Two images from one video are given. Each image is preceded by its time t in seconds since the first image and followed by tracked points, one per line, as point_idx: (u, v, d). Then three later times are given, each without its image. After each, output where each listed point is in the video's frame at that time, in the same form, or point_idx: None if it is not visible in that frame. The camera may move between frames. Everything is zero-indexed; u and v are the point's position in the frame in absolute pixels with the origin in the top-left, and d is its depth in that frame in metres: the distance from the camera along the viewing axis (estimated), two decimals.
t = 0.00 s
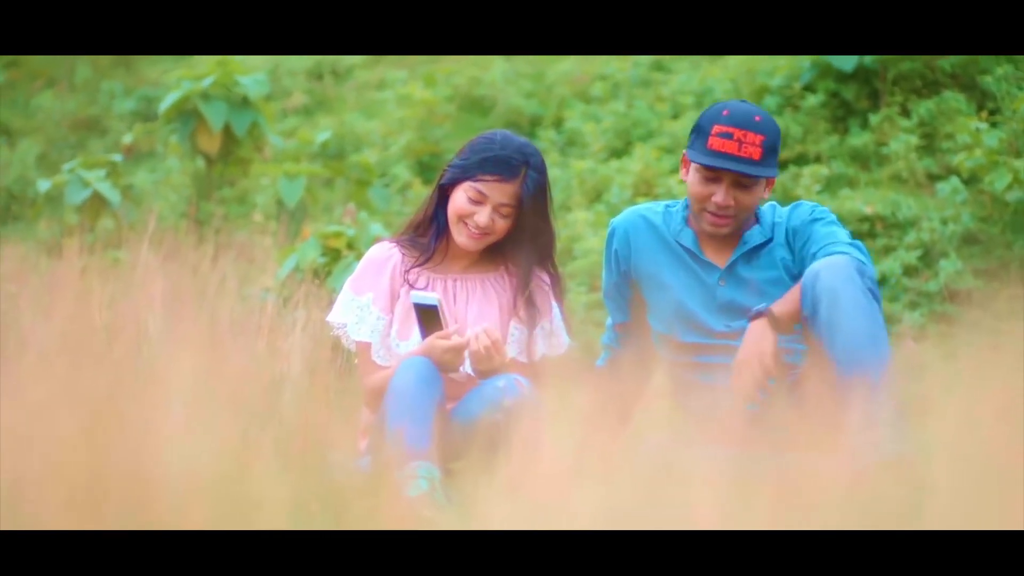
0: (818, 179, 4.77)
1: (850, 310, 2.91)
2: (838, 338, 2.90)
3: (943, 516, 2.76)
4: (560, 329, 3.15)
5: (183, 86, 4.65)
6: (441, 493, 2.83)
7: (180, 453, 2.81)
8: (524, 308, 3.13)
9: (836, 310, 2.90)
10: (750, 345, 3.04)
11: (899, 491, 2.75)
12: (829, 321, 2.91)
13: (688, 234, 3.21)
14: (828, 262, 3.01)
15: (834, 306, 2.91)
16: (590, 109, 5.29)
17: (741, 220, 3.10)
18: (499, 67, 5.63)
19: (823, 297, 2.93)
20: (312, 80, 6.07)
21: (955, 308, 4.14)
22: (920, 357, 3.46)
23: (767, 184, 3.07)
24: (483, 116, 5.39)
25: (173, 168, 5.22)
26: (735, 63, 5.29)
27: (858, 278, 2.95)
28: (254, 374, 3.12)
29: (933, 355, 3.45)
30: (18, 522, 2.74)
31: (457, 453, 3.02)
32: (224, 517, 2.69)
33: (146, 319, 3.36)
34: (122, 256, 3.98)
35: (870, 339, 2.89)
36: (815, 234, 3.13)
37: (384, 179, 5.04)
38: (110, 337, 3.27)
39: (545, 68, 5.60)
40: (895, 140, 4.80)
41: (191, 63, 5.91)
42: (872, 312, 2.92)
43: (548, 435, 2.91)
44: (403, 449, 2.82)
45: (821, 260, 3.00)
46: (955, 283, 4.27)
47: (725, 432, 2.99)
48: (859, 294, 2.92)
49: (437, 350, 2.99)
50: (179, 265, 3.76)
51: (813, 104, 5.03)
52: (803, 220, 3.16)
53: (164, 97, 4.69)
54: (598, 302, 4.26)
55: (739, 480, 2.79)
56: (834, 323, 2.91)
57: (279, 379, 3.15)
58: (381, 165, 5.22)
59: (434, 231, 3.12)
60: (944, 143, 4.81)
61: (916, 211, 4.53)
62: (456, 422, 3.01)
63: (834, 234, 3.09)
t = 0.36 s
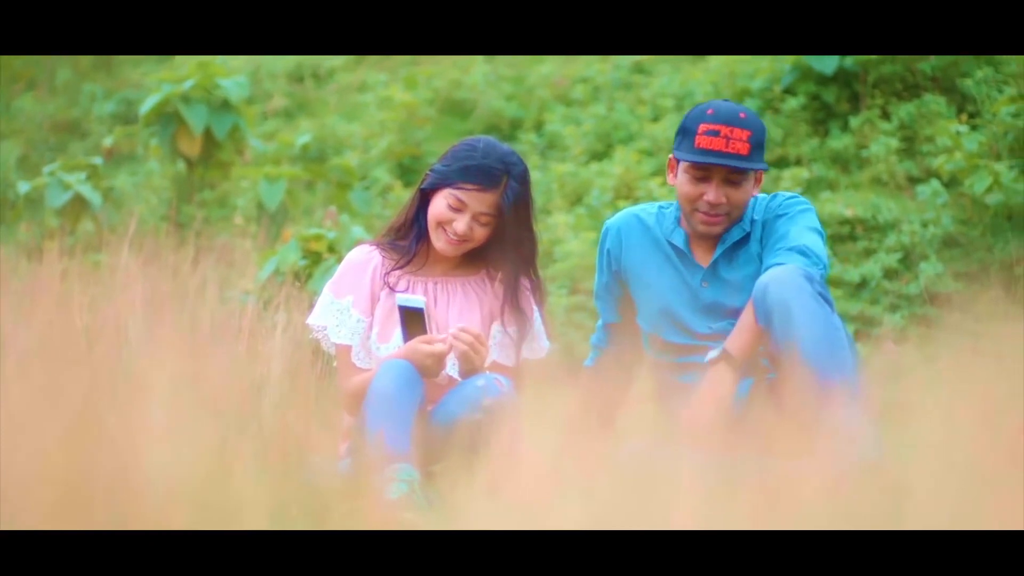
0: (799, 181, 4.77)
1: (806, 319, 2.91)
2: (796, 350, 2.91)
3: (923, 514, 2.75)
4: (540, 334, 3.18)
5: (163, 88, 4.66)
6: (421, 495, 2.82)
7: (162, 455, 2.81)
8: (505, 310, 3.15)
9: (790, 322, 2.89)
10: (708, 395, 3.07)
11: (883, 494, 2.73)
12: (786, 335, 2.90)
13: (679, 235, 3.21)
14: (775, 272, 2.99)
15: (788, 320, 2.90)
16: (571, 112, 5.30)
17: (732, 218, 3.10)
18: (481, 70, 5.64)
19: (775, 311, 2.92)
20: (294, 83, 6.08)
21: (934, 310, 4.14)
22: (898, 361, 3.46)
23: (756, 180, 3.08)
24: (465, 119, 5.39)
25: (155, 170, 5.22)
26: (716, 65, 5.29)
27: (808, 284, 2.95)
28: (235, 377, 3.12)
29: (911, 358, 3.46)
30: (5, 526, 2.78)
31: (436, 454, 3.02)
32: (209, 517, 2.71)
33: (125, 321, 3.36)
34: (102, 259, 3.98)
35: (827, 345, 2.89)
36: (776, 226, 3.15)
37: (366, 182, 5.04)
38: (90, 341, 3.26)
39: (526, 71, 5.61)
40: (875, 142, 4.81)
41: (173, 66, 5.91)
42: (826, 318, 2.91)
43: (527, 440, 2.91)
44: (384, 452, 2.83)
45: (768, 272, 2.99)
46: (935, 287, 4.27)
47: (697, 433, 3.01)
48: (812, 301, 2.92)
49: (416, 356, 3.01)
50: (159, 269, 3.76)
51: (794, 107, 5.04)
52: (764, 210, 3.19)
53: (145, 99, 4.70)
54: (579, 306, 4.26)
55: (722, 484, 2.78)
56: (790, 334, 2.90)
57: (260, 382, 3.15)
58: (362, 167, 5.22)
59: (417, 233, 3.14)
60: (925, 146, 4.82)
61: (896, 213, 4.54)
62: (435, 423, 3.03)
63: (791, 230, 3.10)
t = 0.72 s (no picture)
0: (777, 181, 4.78)
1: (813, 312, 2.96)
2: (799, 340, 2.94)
3: (905, 514, 2.74)
4: (520, 335, 3.19)
5: (143, 89, 4.72)
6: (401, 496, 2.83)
7: (140, 455, 2.80)
8: (485, 311, 3.16)
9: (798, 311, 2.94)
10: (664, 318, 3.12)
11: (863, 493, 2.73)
12: (791, 322, 2.95)
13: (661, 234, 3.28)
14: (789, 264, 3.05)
15: (797, 309, 2.94)
16: (550, 112, 5.31)
17: (694, 208, 3.10)
18: (460, 69, 5.66)
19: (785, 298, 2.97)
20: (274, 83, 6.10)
21: (912, 310, 4.15)
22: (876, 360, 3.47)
23: (694, 163, 3.07)
24: (444, 118, 5.41)
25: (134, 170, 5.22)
26: (695, 66, 5.30)
27: (819, 278, 3.00)
28: (214, 377, 3.12)
29: (888, 358, 3.47)
30: None
31: (416, 454, 3.01)
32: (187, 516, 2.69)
33: (104, 321, 3.36)
34: (80, 259, 3.98)
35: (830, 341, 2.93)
36: (785, 232, 3.13)
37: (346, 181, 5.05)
38: (68, 341, 3.26)
39: (505, 71, 5.63)
40: (854, 143, 4.82)
41: (152, 67, 5.92)
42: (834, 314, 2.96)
43: (506, 436, 2.91)
44: (363, 453, 2.82)
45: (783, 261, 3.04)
46: (913, 287, 4.27)
47: (685, 430, 2.91)
48: (820, 293, 2.97)
49: (401, 357, 2.99)
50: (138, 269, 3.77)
51: (773, 108, 5.06)
52: (771, 217, 3.19)
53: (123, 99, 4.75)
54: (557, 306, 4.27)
55: (705, 486, 2.75)
56: (796, 323, 2.95)
57: (239, 382, 3.15)
58: (342, 168, 5.23)
59: (398, 234, 3.15)
60: (903, 146, 4.83)
61: (875, 214, 4.55)
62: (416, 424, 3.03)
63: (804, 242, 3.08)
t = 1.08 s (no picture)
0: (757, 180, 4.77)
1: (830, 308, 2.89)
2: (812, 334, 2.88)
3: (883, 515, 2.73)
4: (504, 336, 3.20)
5: (121, 88, 4.71)
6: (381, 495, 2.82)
7: (119, 454, 2.80)
8: (467, 311, 3.15)
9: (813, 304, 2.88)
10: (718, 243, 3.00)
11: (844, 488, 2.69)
12: (807, 316, 2.89)
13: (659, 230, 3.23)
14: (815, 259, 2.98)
15: (813, 302, 2.88)
16: (529, 111, 5.32)
17: (695, 205, 3.08)
18: (438, 69, 5.67)
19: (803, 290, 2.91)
20: (252, 83, 6.13)
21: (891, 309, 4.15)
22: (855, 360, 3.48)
23: (696, 162, 3.05)
24: (423, 117, 5.42)
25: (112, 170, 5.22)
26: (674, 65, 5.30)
27: (841, 274, 2.93)
28: (193, 377, 3.13)
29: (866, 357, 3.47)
30: None
31: (393, 455, 3.02)
32: (164, 517, 2.69)
33: (83, 322, 3.35)
34: (58, 259, 3.98)
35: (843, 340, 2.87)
36: (810, 237, 3.10)
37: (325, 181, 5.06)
38: (46, 341, 3.26)
39: (483, 70, 5.64)
40: (833, 142, 4.81)
41: (130, 67, 5.92)
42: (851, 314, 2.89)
43: (487, 437, 2.93)
44: (342, 453, 2.81)
45: (806, 254, 2.98)
46: (892, 286, 4.30)
47: (665, 433, 2.95)
48: (839, 290, 2.90)
49: (383, 356, 2.98)
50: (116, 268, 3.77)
51: (752, 107, 5.05)
52: (789, 219, 3.15)
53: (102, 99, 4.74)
54: (536, 305, 4.26)
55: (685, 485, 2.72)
56: (810, 316, 2.89)
57: (218, 382, 3.16)
58: (321, 167, 5.23)
59: (379, 233, 3.13)
60: (882, 146, 4.83)
61: (854, 213, 4.55)
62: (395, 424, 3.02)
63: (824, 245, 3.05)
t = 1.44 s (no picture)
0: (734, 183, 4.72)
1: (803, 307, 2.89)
2: (785, 335, 2.87)
3: (859, 516, 2.70)
4: (474, 326, 3.18)
5: (95, 89, 4.72)
6: (356, 495, 2.83)
7: (93, 455, 2.77)
8: (435, 305, 3.14)
9: (787, 305, 2.87)
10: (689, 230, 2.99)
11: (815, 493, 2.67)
12: (778, 316, 2.88)
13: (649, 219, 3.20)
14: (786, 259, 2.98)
15: (787, 302, 2.87)
16: (504, 111, 5.34)
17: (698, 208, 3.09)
18: (413, 69, 5.69)
19: (776, 291, 2.89)
20: (227, 83, 6.16)
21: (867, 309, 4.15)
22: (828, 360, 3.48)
23: (723, 175, 3.05)
24: (398, 117, 5.43)
25: (87, 170, 5.24)
26: (651, 66, 5.28)
27: (811, 274, 2.93)
28: (167, 377, 3.14)
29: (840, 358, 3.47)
30: None
31: (371, 454, 3.02)
32: (139, 517, 2.65)
33: (59, 322, 3.36)
34: (32, 259, 3.99)
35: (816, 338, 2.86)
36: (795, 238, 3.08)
37: (300, 181, 5.07)
38: (21, 342, 3.27)
39: (458, 71, 5.66)
40: (808, 142, 4.80)
41: (105, 67, 5.93)
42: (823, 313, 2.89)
43: (463, 439, 2.86)
44: (317, 453, 2.82)
45: (778, 254, 2.97)
46: (867, 286, 4.30)
47: (640, 430, 2.98)
48: (810, 290, 2.90)
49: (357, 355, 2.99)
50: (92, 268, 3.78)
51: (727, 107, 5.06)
52: (776, 221, 3.13)
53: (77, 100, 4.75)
54: (511, 305, 4.25)
55: (656, 487, 2.71)
56: (783, 317, 2.88)
57: (193, 383, 3.17)
58: (296, 167, 5.24)
59: (339, 231, 3.11)
60: (856, 145, 4.83)
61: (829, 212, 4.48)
62: (373, 424, 2.99)
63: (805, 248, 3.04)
